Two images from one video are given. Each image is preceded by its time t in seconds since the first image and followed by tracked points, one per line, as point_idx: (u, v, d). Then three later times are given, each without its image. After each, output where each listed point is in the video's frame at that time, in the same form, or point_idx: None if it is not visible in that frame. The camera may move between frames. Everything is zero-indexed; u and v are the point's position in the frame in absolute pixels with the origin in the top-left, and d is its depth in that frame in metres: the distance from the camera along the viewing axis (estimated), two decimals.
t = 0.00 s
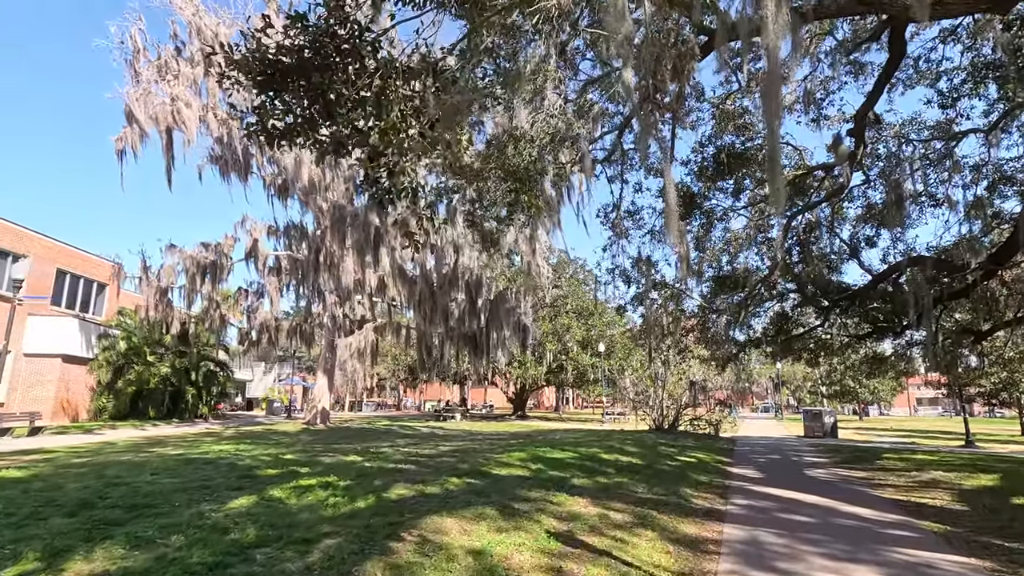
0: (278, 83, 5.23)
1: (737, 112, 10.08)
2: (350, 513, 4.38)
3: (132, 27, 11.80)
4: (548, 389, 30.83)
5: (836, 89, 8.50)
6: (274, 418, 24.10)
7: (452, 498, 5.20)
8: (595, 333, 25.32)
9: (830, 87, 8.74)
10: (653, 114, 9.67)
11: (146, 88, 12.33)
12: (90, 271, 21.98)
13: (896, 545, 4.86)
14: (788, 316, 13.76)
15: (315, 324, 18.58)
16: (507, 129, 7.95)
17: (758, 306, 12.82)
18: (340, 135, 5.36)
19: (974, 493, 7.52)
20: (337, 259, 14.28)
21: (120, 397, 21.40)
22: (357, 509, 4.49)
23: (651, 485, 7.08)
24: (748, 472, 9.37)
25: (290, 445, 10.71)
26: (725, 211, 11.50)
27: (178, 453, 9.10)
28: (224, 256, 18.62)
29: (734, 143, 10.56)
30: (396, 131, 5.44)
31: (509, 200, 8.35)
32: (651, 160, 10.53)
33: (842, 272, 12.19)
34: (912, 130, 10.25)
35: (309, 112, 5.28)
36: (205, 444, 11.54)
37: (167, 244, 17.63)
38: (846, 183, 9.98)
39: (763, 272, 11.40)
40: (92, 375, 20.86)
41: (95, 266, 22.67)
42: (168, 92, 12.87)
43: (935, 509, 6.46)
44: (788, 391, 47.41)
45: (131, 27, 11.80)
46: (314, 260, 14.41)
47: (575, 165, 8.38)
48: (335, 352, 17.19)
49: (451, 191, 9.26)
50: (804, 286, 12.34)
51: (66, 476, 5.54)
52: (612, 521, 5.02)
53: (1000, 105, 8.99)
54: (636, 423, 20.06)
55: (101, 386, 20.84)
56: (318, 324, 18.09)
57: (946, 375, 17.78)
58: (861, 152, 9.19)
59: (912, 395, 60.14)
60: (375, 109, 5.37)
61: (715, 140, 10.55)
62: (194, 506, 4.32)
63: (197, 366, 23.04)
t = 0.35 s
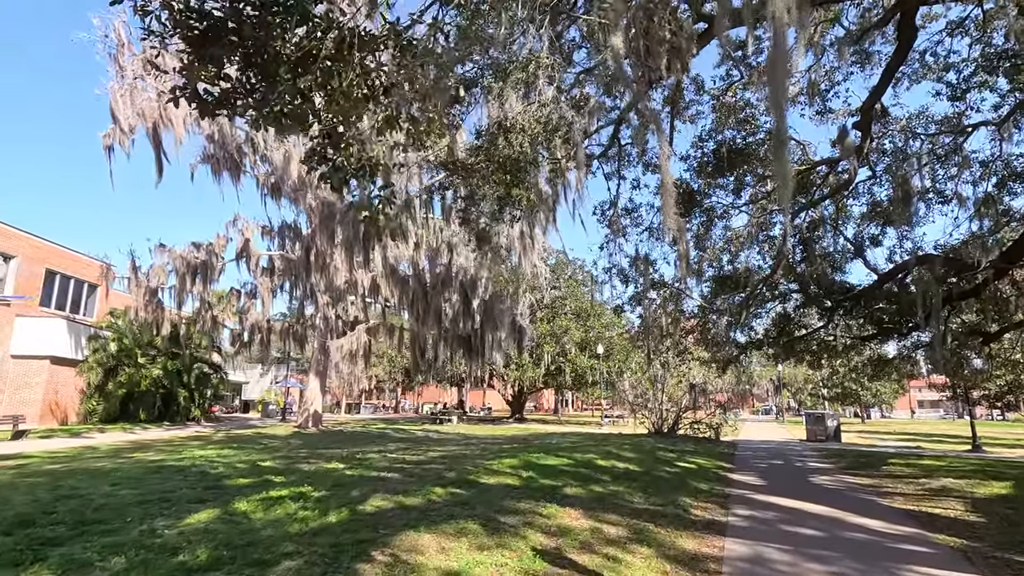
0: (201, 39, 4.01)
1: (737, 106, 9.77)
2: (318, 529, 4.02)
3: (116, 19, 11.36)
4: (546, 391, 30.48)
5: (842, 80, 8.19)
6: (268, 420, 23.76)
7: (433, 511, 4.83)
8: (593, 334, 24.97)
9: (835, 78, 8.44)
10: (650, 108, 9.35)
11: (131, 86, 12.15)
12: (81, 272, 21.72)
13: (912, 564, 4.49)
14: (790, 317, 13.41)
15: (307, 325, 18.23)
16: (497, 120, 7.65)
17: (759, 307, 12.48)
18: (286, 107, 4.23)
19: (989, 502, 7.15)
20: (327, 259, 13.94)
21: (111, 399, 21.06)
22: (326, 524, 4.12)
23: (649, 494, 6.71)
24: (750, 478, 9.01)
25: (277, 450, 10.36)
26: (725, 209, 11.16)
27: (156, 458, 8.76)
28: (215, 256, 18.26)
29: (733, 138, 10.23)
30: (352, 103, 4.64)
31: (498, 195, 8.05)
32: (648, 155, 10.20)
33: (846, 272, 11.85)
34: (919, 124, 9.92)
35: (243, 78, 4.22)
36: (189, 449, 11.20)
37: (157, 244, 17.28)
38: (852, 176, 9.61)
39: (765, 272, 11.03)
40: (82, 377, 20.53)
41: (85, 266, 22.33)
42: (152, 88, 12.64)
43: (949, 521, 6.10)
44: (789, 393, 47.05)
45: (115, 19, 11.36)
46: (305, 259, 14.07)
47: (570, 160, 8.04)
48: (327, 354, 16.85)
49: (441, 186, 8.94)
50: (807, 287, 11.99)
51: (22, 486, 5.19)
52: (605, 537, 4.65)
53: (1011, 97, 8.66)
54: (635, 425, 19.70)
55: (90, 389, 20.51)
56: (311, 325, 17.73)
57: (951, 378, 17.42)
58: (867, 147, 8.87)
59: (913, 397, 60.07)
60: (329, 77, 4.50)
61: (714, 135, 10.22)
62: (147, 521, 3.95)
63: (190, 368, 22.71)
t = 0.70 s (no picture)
0: None
1: (737, 93, 9.46)
2: (278, 537, 3.69)
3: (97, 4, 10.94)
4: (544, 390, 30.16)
5: (846, 65, 7.91)
6: (261, 420, 23.45)
7: (408, 517, 4.50)
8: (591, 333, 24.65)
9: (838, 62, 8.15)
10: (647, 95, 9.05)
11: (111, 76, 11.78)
12: (71, 269, 21.39)
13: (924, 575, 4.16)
14: (790, 314, 13.09)
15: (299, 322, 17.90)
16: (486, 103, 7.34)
17: (758, 303, 12.16)
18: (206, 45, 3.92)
19: (1000, 505, 6.81)
20: (316, 254, 13.61)
21: (100, 398, 20.73)
22: (288, 532, 3.80)
23: (642, 496, 6.38)
24: (749, 480, 8.69)
25: (261, 450, 10.04)
26: (723, 202, 10.85)
27: (134, 458, 8.45)
28: (205, 251, 17.90)
29: (732, 128, 9.94)
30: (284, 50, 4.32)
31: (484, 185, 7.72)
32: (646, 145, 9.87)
33: (848, 267, 11.52)
34: (925, 112, 9.61)
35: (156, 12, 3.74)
36: (171, 448, 10.89)
37: (145, 239, 16.91)
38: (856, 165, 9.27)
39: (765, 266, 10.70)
40: (70, 375, 20.20)
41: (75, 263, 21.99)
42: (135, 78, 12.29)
43: (960, 526, 5.76)
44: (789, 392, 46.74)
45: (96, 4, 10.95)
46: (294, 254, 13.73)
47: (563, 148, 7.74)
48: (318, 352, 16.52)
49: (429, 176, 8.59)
50: (809, 282, 11.66)
51: None
52: (592, 545, 4.32)
53: (1022, 83, 8.33)
54: (633, 425, 19.37)
55: (80, 387, 20.19)
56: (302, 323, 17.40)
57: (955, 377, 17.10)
58: (870, 136, 8.57)
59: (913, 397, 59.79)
60: (260, 23, 4.06)
61: (713, 124, 9.91)
62: (90, 529, 3.61)
63: (182, 367, 22.38)
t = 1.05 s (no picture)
0: None
1: (738, 80, 9.10)
2: (228, 549, 3.34)
3: None
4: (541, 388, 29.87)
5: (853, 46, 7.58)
6: (255, 417, 23.16)
7: (380, 523, 4.15)
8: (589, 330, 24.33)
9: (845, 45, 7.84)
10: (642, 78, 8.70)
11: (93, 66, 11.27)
12: (60, 265, 21.04)
13: None
14: (792, 309, 12.76)
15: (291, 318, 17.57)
16: (473, 85, 6.98)
17: (758, 299, 11.82)
18: None
19: (1014, 508, 6.47)
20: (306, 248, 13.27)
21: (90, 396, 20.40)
22: (242, 541, 3.46)
23: (636, 498, 6.04)
24: (749, 480, 8.35)
25: (244, 450, 9.71)
26: (723, 194, 10.50)
27: (109, 458, 8.11)
28: (194, 246, 17.51)
29: (732, 117, 9.59)
30: None
31: (470, 170, 7.38)
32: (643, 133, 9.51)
33: (851, 261, 11.18)
34: (932, 98, 9.26)
35: None
36: (153, 447, 10.55)
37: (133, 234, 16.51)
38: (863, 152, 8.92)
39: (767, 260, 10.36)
40: (60, 372, 19.88)
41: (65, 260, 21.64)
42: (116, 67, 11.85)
43: (976, 532, 5.40)
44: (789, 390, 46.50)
45: None
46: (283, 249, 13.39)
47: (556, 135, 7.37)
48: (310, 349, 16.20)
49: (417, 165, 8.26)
50: (811, 276, 11.29)
51: None
52: (579, 554, 3.96)
53: None
54: (631, 423, 19.05)
55: (69, 384, 19.86)
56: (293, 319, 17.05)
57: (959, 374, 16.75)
58: (877, 122, 8.22)
59: (913, 396, 59.75)
60: None
61: (712, 112, 9.54)
62: (22, 541, 3.28)
63: (174, 364, 22.06)
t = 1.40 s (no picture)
0: None
1: (739, 65, 8.70)
2: (170, 567, 3.04)
3: None
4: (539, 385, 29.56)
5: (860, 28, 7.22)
6: (248, 415, 22.87)
7: (347, 534, 3.84)
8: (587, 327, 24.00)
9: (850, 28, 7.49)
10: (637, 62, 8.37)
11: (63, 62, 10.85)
12: (49, 260, 20.73)
13: None
14: (793, 305, 12.41)
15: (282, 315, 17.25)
16: (459, 67, 6.58)
17: (759, 294, 11.48)
18: None
19: None
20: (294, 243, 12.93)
21: (80, 393, 20.12)
22: (188, 558, 3.15)
23: (629, 503, 5.73)
24: (748, 482, 8.04)
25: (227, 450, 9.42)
26: (723, 186, 10.14)
27: (83, 459, 7.82)
28: (183, 241, 17.15)
29: (732, 106, 9.23)
30: None
31: (449, 151, 7.19)
32: (639, 120, 9.19)
33: (855, 255, 10.83)
34: (940, 85, 8.91)
35: None
36: (134, 447, 10.21)
37: (120, 229, 16.12)
38: (867, 141, 8.58)
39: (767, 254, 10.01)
40: (49, 369, 19.60)
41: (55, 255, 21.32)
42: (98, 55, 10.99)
43: (988, 540, 5.09)
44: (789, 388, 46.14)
45: None
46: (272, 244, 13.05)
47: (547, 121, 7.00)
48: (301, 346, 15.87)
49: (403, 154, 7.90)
50: (813, 271, 10.95)
51: None
52: (562, 569, 3.65)
53: None
54: (629, 421, 18.77)
55: (58, 382, 19.55)
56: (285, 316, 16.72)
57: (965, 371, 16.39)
58: (884, 109, 7.86)
59: (914, 394, 59.42)
60: None
61: (712, 100, 9.19)
62: None
63: (166, 362, 21.76)
